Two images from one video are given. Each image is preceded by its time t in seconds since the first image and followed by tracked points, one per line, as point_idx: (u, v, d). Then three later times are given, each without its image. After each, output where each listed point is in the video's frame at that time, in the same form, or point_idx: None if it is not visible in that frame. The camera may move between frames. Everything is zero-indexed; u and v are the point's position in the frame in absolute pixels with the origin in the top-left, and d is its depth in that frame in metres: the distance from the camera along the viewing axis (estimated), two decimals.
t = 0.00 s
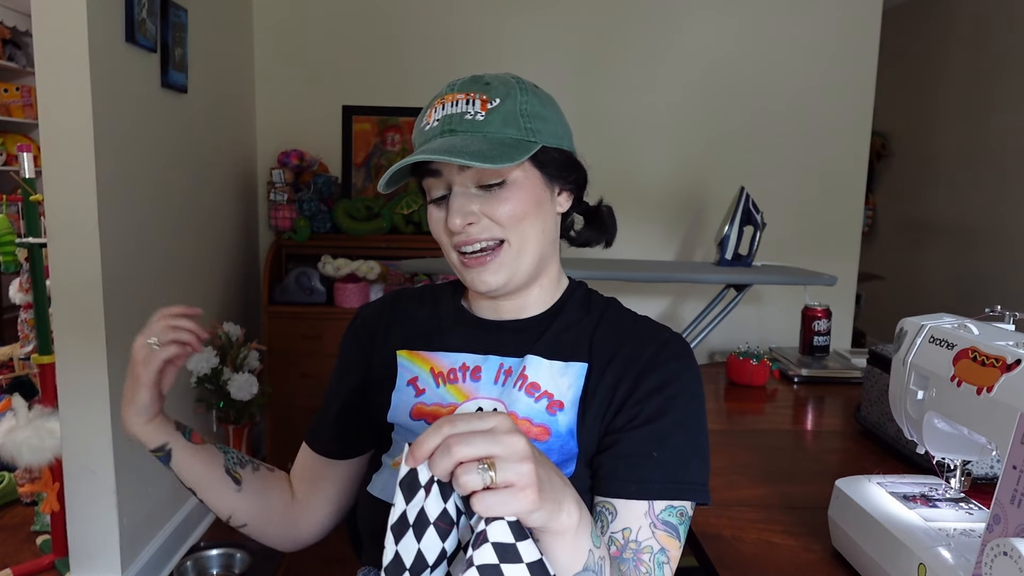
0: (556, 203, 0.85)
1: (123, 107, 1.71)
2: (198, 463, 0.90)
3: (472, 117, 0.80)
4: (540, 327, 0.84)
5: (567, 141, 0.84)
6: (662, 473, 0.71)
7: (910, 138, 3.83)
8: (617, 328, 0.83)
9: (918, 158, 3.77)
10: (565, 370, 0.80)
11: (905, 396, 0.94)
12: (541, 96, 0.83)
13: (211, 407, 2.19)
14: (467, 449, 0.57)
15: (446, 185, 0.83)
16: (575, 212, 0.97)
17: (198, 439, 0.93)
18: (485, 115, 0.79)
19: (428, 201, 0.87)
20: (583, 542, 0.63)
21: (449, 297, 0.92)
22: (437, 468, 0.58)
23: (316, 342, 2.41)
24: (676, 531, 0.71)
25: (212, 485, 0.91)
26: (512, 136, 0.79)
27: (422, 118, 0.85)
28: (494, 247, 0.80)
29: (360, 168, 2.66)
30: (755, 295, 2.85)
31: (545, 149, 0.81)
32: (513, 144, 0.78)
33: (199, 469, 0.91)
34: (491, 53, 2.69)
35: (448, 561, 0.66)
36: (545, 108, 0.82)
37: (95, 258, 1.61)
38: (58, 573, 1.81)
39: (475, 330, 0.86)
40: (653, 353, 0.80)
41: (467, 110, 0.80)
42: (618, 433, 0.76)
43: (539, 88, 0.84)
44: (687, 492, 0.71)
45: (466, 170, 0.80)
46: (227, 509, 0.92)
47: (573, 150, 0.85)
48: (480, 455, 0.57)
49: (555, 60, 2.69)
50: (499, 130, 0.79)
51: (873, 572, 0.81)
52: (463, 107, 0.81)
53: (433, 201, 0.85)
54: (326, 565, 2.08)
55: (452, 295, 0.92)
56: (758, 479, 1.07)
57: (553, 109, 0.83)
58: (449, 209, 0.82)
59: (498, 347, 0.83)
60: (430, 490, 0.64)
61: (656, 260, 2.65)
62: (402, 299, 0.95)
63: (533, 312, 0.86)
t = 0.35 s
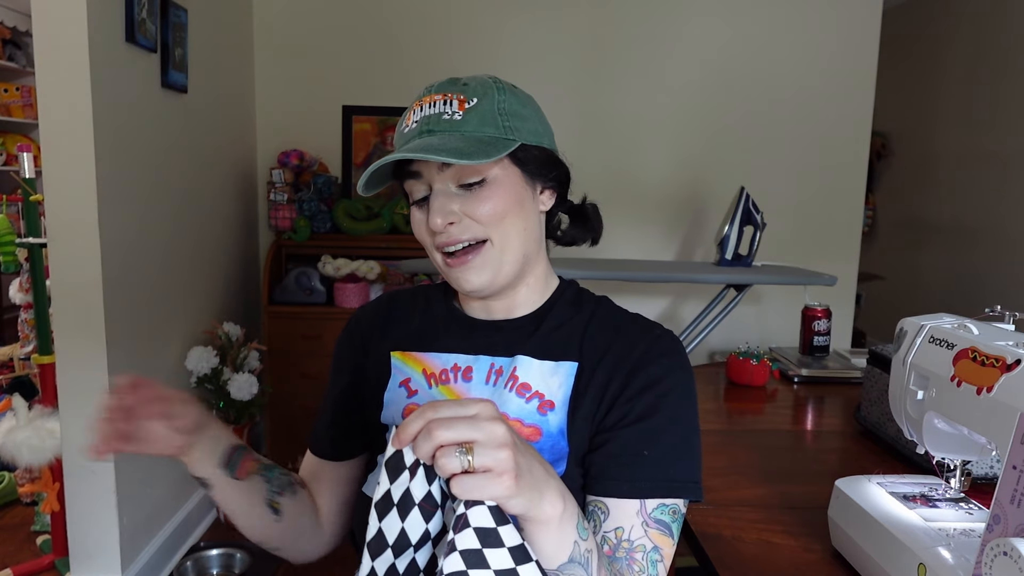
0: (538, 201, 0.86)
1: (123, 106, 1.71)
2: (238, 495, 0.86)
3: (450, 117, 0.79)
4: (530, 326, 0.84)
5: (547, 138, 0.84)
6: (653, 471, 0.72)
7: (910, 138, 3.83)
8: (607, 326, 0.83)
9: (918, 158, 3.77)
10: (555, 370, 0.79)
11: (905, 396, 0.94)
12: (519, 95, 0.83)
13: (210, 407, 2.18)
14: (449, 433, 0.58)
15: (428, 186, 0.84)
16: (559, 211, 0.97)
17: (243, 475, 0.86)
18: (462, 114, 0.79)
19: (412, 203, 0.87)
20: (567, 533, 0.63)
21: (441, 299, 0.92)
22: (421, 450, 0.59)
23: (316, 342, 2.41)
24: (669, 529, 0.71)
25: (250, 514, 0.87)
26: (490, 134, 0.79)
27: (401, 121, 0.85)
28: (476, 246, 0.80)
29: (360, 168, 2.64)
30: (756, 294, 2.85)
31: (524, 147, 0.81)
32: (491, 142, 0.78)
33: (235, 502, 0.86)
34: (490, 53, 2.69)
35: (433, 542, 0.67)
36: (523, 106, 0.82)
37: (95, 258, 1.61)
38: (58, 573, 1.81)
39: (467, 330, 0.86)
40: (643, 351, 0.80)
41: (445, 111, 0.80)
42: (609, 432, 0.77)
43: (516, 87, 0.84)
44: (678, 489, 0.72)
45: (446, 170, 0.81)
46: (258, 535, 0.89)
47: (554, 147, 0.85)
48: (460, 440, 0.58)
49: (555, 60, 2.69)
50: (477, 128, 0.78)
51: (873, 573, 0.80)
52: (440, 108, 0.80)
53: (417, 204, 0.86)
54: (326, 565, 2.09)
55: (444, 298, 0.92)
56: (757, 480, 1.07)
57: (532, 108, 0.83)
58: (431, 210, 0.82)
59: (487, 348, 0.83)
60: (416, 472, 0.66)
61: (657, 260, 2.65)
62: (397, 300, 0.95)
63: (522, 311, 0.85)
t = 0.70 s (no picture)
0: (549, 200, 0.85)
1: (123, 106, 1.71)
2: (346, 526, 0.87)
3: (457, 115, 0.79)
4: (543, 332, 0.84)
5: (557, 137, 0.84)
6: (669, 476, 0.72)
7: (910, 138, 3.83)
8: (620, 329, 0.83)
9: (918, 158, 3.77)
10: (571, 374, 0.80)
11: (905, 396, 0.94)
12: (528, 93, 0.83)
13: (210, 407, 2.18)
14: (460, 420, 0.63)
15: (435, 186, 0.83)
16: (571, 212, 0.96)
17: (355, 505, 0.89)
18: (470, 112, 0.79)
19: (421, 203, 0.87)
20: (572, 527, 0.67)
21: (452, 301, 0.91)
22: (432, 432, 0.64)
23: (316, 342, 2.41)
24: (683, 534, 0.72)
25: (343, 550, 0.88)
26: (499, 132, 0.79)
27: (409, 120, 0.85)
28: (484, 245, 0.79)
29: (360, 168, 2.66)
30: (755, 294, 2.86)
31: (534, 145, 0.81)
32: (500, 140, 0.78)
33: (340, 534, 0.87)
34: (490, 52, 2.68)
35: (438, 517, 0.76)
36: (531, 104, 0.82)
37: (95, 257, 1.61)
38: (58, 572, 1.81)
39: (481, 334, 0.86)
40: (657, 354, 0.80)
41: (452, 109, 0.80)
42: (624, 437, 0.77)
43: (526, 85, 0.84)
44: (694, 494, 0.72)
45: (455, 169, 0.80)
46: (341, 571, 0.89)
47: (564, 146, 0.85)
48: (470, 427, 0.63)
49: (556, 61, 2.69)
50: (485, 126, 0.78)
51: (873, 572, 0.81)
52: (448, 106, 0.80)
53: (425, 205, 0.85)
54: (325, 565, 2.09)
55: (456, 298, 0.92)
56: (757, 480, 1.07)
57: (541, 106, 0.83)
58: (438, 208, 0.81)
59: (503, 354, 0.84)
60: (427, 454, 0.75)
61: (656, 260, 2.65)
62: (408, 303, 0.95)
63: (533, 316, 0.85)
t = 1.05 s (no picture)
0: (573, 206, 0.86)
1: (123, 106, 1.71)
2: (357, 508, 0.88)
3: (500, 111, 0.80)
4: (553, 334, 0.84)
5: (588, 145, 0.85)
6: (681, 483, 0.72)
7: (910, 138, 3.83)
8: (632, 334, 0.83)
9: (918, 158, 3.77)
10: (582, 378, 0.80)
11: (905, 396, 0.94)
12: (566, 99, 0.84)
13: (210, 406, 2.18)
14: (479, 414, 0.63)
15: (468, 179, 0.83)
16: (588, 219, 0.99)
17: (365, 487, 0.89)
18: (513, 109, 0.79)
19: (445, 192, 0.86)
20: (589, 527, 0.67)
21: (463, 299, 0.91)
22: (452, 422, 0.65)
23: (317, 342, 2.41)
24: (693, 540, 0.73)
25: (355, 533, 0.88)
26: (540, 133, 0.79)
27: (445, 110, 0.84)
28: (514, 244, 0.79)
29: (360, 168, 2.66)
30: (755, 294, 2.85)
31: (568, 150, 0.83)
32: (542, 141, 0.79)
33: (352, 516, 0.88)
34: (490, 53, 2.68)
35: (458, 504, 0.77)
36: (569, 110, 0.83)
37: (94, 257, 1.61)
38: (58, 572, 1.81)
39: (491, 333, 0.86)
40: (669, 360, 0.79)
41: (495, 104, 0.80)
42: (634, 443, 0.76)
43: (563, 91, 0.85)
44: (704, 502, 0.72)
45: (493, 165, 0.81)
46: (352, 554, 0.89)
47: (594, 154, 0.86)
48: (487, 423, 0.63)
49: (556, 60, 2.69)
50: (527, 126, 0.79)
51: (874, 572, 0.81)
52: (491, 100, 0.80)
53: (453, 197, 0.84)
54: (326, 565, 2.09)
55: (466, 297, 0.92)
56: (757, 480, 1.07)
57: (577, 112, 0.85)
58: (472, 203, 0.81)
59: (514, 355, 0.84)
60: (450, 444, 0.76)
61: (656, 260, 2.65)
62: (417, 300, 0.95)
63: (546, 318, 0.85)
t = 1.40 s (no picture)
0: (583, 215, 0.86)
1: (123, 106, 1.71)
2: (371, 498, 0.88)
3: (533, 114, 0.79)
4: (550, 334, 0.84)
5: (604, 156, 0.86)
6: (678, 484, 0.71)
7: (910, 138, 3.83)
8: (627, 335, 0.83)
9: (918, 158, 3.77)
10: (577, 377, 0.80)
11: (905, 396, 0.94)
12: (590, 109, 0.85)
13: (210, 406, 2.18)
14: (455, 415, 0.64)
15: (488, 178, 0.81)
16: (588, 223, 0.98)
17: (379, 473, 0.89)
18: (545, 114, 0.79)
19: (459, 184, 0.84)
20: (580, 534, 0.66)
21: (460, 299, 0.91)
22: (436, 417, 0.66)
23: (316, 342, 2.41)
24: (691, 541, 0.72)
25: (369, 525, 0.88)
26: (568, 142, 0.79)
27: (471, 102, 0.82)
28: (529, 250, 0.79)
29: (360, 168, 2.66)
30: (755, 294, 2.86)
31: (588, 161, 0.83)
32: (570, 150, 0.79)
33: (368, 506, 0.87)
34: (490, 53, 2.68)
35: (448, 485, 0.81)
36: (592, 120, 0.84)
37: (94, 257, 1.61)
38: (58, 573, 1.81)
39: (489, 332, 0.86)
40: (664, 360, 0.79)
41: (528, 106, 0.79)
42: (630, 444, 0.76)
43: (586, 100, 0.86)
44: (701, 503, 0.71)
45: (519, 167, 0.80)
46: (366, 547, 0.89)
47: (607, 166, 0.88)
48: (463, 423, 0.64)
49: (556, 60, 2.69)
50: (558, 133, 0.79)
51: (873, 573, 0.81)
52: (523, 101, 0.79)
53: (467, 191, 0.83)
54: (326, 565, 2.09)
55: (464, 297, 0.92)
56: (757, 480, 1.07)
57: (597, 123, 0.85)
58: (492, 202, 0.79)
59: (510, 354, 0.84)
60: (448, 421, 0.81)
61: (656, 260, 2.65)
62: (414, 300, 0.95)
63: (545, 318, 0.85)
